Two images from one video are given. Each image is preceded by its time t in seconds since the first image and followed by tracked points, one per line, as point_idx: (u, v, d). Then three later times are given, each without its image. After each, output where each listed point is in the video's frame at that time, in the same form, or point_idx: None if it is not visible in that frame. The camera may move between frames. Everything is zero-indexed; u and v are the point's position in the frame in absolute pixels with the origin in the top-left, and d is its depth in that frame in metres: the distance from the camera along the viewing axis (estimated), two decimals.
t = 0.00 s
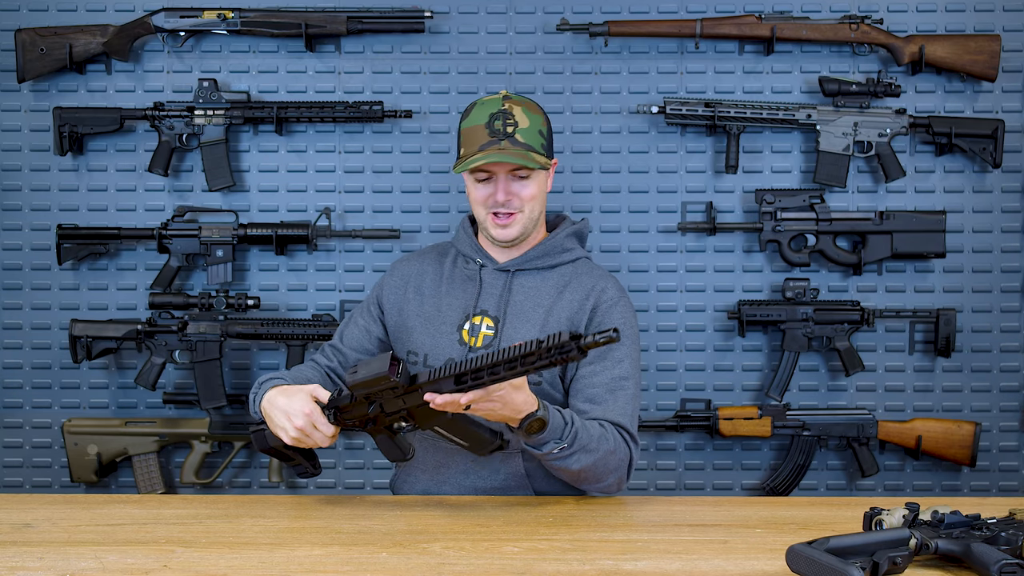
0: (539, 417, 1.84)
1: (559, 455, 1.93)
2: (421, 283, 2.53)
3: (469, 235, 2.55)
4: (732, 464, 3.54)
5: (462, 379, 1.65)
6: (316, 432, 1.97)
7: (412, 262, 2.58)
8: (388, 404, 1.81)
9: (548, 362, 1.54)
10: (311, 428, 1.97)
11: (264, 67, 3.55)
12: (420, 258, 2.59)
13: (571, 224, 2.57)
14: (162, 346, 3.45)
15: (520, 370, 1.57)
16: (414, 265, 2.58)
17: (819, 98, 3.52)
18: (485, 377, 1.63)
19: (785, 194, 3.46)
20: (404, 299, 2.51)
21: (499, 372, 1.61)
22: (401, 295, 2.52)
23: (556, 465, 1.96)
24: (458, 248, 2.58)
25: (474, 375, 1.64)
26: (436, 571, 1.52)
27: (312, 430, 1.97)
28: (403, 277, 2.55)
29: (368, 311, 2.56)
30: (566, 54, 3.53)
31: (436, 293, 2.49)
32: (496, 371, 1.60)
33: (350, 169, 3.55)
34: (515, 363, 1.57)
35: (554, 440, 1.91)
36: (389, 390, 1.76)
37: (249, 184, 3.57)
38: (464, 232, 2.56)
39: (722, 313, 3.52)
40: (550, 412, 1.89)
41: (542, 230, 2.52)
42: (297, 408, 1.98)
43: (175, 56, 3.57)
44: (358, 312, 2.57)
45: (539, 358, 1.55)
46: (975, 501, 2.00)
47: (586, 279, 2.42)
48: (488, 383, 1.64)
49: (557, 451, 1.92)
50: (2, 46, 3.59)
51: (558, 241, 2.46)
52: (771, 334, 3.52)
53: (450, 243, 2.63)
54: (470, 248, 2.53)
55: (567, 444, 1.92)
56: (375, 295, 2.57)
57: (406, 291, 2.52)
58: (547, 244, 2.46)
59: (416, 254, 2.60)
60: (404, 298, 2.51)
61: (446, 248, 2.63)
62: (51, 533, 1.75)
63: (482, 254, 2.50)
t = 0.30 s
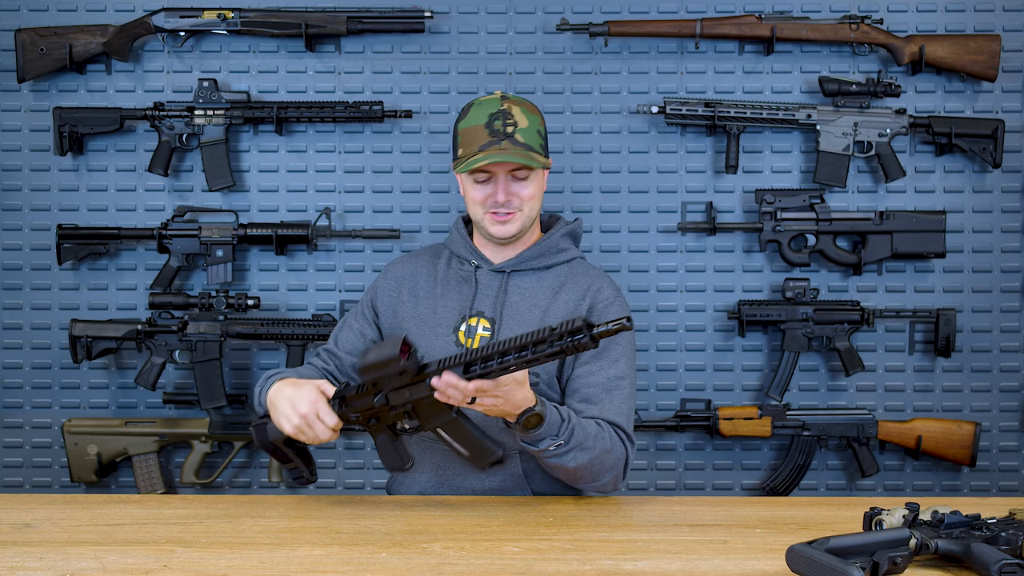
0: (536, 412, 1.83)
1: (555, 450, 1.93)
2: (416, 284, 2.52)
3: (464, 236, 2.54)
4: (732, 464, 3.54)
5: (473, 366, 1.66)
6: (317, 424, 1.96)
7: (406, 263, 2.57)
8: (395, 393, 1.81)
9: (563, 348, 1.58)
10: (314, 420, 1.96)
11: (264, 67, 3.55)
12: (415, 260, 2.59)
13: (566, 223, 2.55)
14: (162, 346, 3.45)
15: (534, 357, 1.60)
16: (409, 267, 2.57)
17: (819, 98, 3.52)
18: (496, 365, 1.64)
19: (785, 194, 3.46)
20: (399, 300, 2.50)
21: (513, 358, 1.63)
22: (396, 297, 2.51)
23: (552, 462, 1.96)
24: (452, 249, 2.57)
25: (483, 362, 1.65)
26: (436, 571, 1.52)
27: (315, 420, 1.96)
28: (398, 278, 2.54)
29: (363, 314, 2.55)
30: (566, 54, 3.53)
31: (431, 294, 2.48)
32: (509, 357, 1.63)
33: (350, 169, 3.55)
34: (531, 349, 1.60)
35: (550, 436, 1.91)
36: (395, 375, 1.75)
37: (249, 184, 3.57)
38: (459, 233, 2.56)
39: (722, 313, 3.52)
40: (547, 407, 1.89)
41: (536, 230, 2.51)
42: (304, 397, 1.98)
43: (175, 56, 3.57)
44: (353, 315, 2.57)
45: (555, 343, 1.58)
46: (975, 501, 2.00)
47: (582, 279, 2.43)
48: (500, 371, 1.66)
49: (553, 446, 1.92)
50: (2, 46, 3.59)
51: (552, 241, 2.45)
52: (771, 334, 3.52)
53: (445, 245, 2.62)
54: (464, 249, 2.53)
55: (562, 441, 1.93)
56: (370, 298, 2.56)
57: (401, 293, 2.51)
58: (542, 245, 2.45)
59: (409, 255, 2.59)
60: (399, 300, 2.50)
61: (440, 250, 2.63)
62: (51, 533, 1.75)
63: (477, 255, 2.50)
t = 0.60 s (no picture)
0: (521, 409, 1.72)
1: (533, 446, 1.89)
2: (409, 285, 2.52)
3: (456, 236, 2.54)
4: (732, 464, 3.54)
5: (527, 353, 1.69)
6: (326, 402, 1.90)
7: (401, 264, 2.57)
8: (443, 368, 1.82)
9: (620, 355, 1.60)
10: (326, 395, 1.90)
11: (264, 67, 3.55)
12: (409, 261, 2.59)
13: (559, 224, 2.55)
14: (162, 346, 3.45)
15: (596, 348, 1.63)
16: (403, 267, 2.57)
17: (819, 98, 3.52)
18: (548, 357, 1.67)
19: (785, 195, 3.46)
20: (393, 302, 2.51)
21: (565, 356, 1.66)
22: (390, 298, 2.52)
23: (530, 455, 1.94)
24: (445, 250, 2.56)
25: (537, 354, 1.68)
26: (436, 572, 1.52)
27: (330, 394, 1.90)
28: (392, 280, 2.55)
29: (360, 315, 2.57)
30: (566, 54, 3.53)
31: (424, 295, 2.49)
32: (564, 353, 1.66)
33: (350, 169, 3.55)
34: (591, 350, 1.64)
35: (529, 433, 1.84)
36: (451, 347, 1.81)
37: (249, 184, 3.57)
38: (451, 233, 2.55)
39: (722, 314, 3.52)
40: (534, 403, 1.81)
41: (528, 231, 2.50)
42: (325, 369, 1.91)
43: (175, 56, 3.57)
44: (352, 317, 2.58)
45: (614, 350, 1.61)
46: (975, 501, 2.00)
47: (569, 281, 2.40)
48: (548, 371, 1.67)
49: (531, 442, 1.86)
50: (2, 46, 3.59)
51: (543, 243, 2.44)
52: (771, 334, 3.52)
53: (439, 245, 2.61)
54: (456, 250, 2.52)
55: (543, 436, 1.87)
56: (366, 299, 2.57)
57: (395, 294, 2.52)
58: (532, 246, 2.44)
59: (405, 256, 2.59)
60: (394, 301, 2.51)
61: (434, 250, 2.62)
62: (51, 533, 1.75)
63: (468, 256, 2.49)
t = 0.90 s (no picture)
0: (540, 410, 1.87)
1: (550, 449, 1.95)
2: (404, 287, 2.52)
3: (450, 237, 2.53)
4: (732, 464, 3.54)
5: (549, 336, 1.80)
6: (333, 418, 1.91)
7: (396, 267, 2.57)
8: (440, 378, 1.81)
9: (636, 325, 1.73)
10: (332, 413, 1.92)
11: (264, 67, 3.55)
12: (405, 263, 2.58)
13: (555, 224, 2.54)
14: (162, 346, 3.44)
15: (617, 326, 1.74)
16: (398, 270, 2.57)
17: (819, 98, 3.52)
18: (571, 340, 1.78)
19: (785, 194, 3.46)
20: (389, 304, 2.51)
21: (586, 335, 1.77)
22: (386, 301, 2.52)
23: (544, 458, 1.97)
24: (440, 252, 2.55)
25: (560, 338, 1.79)
26: (436, 572, 1.52)
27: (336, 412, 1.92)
28: (388, 282, 2.54)
29: (357, 319, 2.56)
30: (566, 54, 3.53)
31: (419, 298, 2.48)
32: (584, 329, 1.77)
33: (350, 169, 3.55)
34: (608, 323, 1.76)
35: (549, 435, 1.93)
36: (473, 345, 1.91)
37: (249, 184, 3.57)
38: (445, 234, 2.54)
39: (722, 314, 3.52)
40: (553, 406, 1.92)
41: (523, 232, 2.49)
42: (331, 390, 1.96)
43: (175, 56, 3.57)
44: (348, 322, 2.58)
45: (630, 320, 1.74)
46: (975, 501, 2.00)
47: (567, 282, 2.41)
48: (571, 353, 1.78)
49: (549, 445, 1.94)
50: (2, 46, 3.59)
51: (539, 243, 2.43)
52: (771, 334, 3.52)
53: (434, 247, 2.60)
54: (451, 251, 2.51)
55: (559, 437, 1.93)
56: (362, 303, 2.57)
57: (391, 297, 2.52)
58: (528, 247, 2.43)
59: (399, 258, 2.59)
60: (389, 304, 2.51)
61: (429, 252, 2.61)
62: (51, 533, 1.75)
63: (463, 258, 2.48)
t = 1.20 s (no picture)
0: (550, 406, 1.86)
1: (557, 447, 1.94)
2: (402, 289, 2.52)
3: (446, 238, 2.52)
4: (732, 464, 3.54)
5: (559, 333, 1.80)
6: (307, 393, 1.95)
7: (394, 269, 2.58)
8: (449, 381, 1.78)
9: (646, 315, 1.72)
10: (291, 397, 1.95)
11: (264, 67, 3.55)
12: (403, 265, 2.59)
13: (553, 224, 2.54)
14: (162, 346, 3.44)
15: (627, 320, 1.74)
16: (396, 272, 2.57)
17: (819, 98, 3.52)
18: (581, 336, 1.77)
19: (785, 194, 3.46)
20: (388, 307, 2.51)
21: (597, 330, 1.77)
22: (385, 304, 2.52)
23: (549, 456, 1.96)
24: (438, 253, 2.55)
25: (569, 334, 1.78)
26: (436, 572, 1.52)
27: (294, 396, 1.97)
28: (387, 285, 2.55)
29: (356, 324, 2.57)
30: (566, 54, 3.53)
31: (417, 299, 2.48)
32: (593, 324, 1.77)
33: (350, 169, 3.55)
34: (616, 316, 1.76)
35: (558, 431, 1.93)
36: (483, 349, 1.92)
37: (249, 184, 3.57)
38: (442, 235, 2.54)
39: (722, 314, 3.52)
40: (561, 404, 1.92)
41: (521, 232, 2.49)
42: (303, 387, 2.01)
43: (175, 56, 3.57)
44: (349, 328, 2.58)
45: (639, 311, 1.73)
46: (975, 501, 2.00)
47: (567, 283, 2.42)
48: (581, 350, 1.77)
49: (556, 442, 1.93)
50: (2, 46, 3.59)
51: (538, 244, 2.43)
52: (771, 334, 3.52)
53: (432, 248, 2.60)
54: (448, 252, 2.51)
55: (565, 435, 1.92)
56: (361, 306, 2.57)
57: (389, 299, 2.52)
58: (527, 247, 2.43)
59: (397, 260, 2.60)
60: (388, 307, 2.51)
61: (427, 253, 2.61)
62: (51, 533, 1.75)
63: (461, 258, 2.48)
